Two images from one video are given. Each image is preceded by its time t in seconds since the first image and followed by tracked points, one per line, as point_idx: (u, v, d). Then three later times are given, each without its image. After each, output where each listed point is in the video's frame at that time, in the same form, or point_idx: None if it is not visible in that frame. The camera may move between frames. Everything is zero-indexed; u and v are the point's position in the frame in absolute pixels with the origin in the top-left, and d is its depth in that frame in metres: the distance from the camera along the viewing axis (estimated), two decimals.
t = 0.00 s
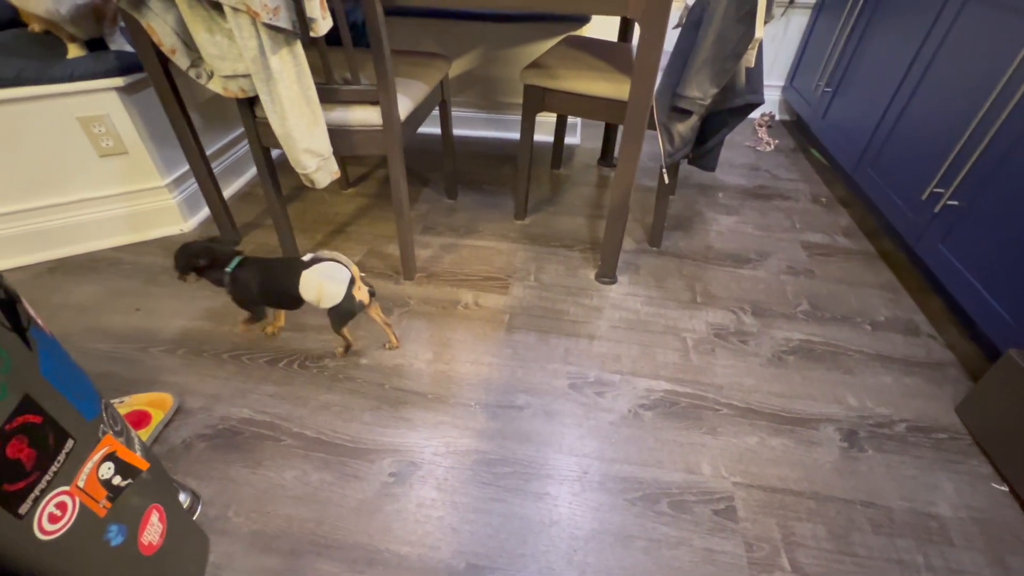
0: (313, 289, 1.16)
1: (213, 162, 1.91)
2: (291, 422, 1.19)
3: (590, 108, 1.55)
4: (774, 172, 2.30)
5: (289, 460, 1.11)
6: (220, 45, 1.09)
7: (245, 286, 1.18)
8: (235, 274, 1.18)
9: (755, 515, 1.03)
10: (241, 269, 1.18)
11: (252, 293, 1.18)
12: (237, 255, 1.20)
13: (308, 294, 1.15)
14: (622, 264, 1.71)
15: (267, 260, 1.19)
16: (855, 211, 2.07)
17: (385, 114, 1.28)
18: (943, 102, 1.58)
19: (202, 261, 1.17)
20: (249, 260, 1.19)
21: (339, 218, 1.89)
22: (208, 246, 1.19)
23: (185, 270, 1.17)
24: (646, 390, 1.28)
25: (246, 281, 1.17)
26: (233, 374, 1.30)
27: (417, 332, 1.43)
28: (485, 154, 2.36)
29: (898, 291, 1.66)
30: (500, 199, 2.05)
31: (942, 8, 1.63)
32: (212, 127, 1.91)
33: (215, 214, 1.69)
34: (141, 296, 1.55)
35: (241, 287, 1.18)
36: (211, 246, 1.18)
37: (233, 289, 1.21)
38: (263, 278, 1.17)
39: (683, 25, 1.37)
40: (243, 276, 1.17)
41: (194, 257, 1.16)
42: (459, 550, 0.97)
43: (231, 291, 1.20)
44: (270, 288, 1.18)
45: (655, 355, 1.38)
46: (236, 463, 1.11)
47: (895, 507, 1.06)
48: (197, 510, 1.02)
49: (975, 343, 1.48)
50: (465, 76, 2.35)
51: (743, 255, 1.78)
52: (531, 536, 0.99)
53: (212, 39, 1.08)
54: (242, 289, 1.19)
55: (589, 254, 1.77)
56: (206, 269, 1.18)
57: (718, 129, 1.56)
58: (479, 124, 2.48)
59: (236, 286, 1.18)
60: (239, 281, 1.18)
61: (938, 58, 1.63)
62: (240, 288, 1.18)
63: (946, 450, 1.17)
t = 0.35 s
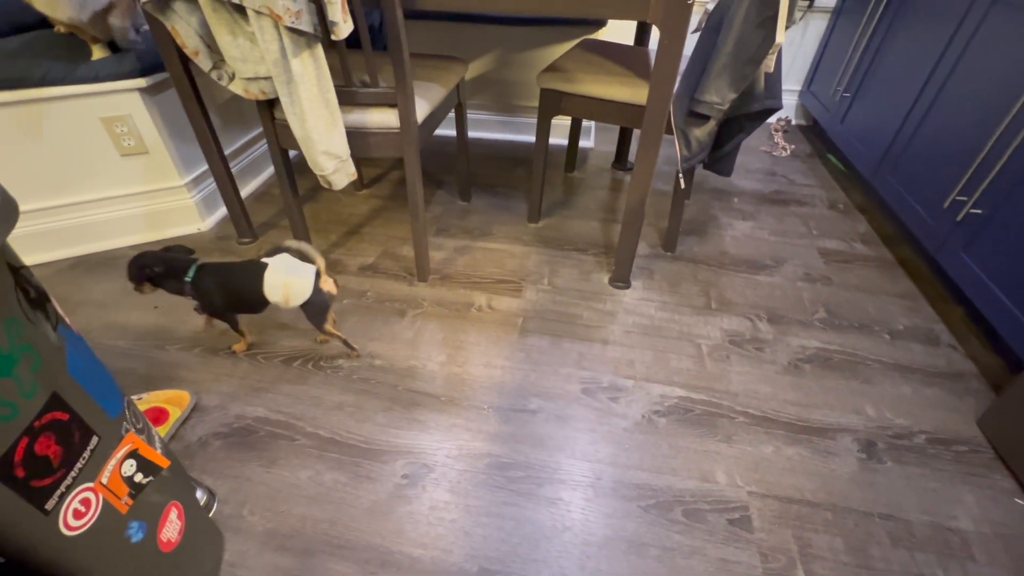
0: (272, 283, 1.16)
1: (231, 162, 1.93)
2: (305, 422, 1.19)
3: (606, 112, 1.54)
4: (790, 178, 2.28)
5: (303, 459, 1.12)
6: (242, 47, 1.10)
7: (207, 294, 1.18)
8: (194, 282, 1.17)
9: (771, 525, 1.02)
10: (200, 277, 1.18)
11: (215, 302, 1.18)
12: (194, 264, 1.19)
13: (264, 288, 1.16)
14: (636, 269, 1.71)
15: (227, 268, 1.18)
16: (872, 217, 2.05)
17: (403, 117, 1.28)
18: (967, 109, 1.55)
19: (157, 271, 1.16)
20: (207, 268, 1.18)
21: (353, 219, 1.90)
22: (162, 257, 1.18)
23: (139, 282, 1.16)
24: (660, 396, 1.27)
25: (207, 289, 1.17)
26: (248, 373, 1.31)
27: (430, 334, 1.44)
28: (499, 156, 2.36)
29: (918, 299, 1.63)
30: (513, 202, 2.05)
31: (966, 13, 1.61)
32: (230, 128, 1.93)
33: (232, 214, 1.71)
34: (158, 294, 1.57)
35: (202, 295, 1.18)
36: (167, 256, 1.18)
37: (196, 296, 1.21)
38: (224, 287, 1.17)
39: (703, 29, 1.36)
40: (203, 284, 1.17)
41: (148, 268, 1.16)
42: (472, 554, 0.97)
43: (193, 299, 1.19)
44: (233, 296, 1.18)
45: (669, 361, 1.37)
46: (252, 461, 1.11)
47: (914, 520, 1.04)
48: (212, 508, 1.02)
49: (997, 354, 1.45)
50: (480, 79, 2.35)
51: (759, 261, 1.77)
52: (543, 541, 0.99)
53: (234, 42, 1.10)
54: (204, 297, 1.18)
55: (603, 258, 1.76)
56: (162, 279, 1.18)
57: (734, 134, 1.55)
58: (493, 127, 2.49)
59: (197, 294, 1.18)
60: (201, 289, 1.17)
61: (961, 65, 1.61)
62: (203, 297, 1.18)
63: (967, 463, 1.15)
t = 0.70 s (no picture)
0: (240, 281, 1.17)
1: (242, 159, 1.94)
2: (315, 419, 1.19)
3: (620, 112, 1.53)
4: (804, 180, 2.26)
5: (312, 456, 1.12)
6: (257, 44, 1.10)
7: (173, 289, 1.19)
8: (159, 278, 1.19)
9: (783, 532, 1.01)
10: (166, 272, 1.19)
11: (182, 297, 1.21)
12: (159, 260, 1.20)
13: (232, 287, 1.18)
14: (648, 270, 1.69)
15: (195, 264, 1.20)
16: (888, 221, 2.02)
17: (415, 115, 1.28)
18: (988, 112, 1.52)
19: (118, 265, 1.17)
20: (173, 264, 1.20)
21: (363, 217, 1.90)
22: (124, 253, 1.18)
23: (99, 276, 1.16)
24: (671, 399, 1.26)
25: (174, 283, 1.19)
26: (258, 369, 1.32)
27: (439, 333, 1.43)
28: (509, 156, 2.35)
29: (934, 304, 1.61)
30: (523, 201, 2.04)
31: (989, 14, 1.58)
32: (243, 124, 1.94)
33: (243, 210, 1.72)
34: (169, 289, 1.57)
35: (167, 290, 1.19)
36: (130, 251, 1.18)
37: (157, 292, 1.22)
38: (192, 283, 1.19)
39: (719, 29, 1.35)
40: (170, 279, 1.18)
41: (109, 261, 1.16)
42: (480, 555, 0.96)
43: (155, 294, 1.20)
44: (202, 291, 1.20)
45: (680, 364, 1.36)
46: (261, 458, 1.11)
47: (931, 530, 1.02)
48: (221, 504, 1.03)
49: (1016, 361, 1.42)
50: (491, 78, 2.35)
51: (772, 264, 1.75)
52: (551, 544, 0.98)
53: (249, 39, 1.10)
54: (169, 292, 1.20)
55: (613, 259, 1.75)
56: (121, 273, 1.17)
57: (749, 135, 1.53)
58: (504, 126, 2.48)
59: (160, 289, 1.19)
60: (167, 284, 1.19)
61: (983, 66, 1.58)
62: (170, 292, 1.20)
63: (985, 473, 1.13)
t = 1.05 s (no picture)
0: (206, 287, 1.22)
1: (262, 159, 1.96)
2: (331, 420, 1.20)
3: (639, 116, 1.52)
4: (823, 185, 2.22)
5: (328, 457, 1.12)
6: (281, 47, 1.11)
7: (134, 303, 1.20)
8: (117, 293, 1.20)
9: (804, 545, 0.99)
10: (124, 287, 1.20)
11: (143, 311, 1.21)
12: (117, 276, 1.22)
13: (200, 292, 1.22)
14: (664, 275, 1.68)
15: (151, 277, 1.21)
16: (910, 228, 1.98)
17: (435, 118, 1.28)
18: (1017, 119, 1.49)
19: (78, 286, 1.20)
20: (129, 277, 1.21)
21: (380, 219, 1.91)
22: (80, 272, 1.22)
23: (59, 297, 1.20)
24: (688, 407, 1.25)
25: (133, 297, 1.19)
26: (275, 368, 1.32)
27: (455, 336, 1.43)
28: (525, 158, 2.35)
29: (959, 314, 1.58)
30: (539, 204, 2.04)
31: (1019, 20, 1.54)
32: (262, 125, 1.95)
33: (262, 210, 1.73)
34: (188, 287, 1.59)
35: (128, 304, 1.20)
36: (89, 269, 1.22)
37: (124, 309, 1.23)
38: (153, 292, 1.20)
39: (743, 33, 1.33)
40: (128, 292, 1.19)
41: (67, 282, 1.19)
42: (495, 560, 0.96)
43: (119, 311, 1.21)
44: (163, 303, 1.21)
45: (698, 371, 1.34)
46: (278, 458, 1.12)
47: (956, 546, 1.00)
48: (239, 503, 1.03)
49: None
50: (508, 80, 2.35)
51: (791, 271, 1.72)
52: (568, 551, 0.97)
53: (273, 41, 1.10)
54: (131, 306, 1.21)
55: (630, 264, 1.74)
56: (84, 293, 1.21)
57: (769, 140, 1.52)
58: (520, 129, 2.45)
59: (121, 304, 1.20)
60: (126, 297, 1.20)
61: (1012, 72, 1.54)
62: (130, 305, 1.20)
63: (1013, 489, 1.10)
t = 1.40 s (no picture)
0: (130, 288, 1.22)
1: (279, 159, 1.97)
2: (347, 422, 1.20)
3: (657, 120, 1.51)
4: (842, 190, 2.19)
5: (344, 459, 1.12)
6: (302, 49, 1.12)
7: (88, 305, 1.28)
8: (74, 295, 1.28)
9: (825, 558, 0.98)
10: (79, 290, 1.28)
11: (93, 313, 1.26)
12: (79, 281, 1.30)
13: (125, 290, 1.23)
14: (681, 280, 1.66)
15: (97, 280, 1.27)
16: (932, 235, 1.95)
17: (453, 120, 1.28)
18: None
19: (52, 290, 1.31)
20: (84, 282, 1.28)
21: (394, 220, 1.91)
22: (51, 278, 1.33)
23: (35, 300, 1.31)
24: (706, 414, 1.23)
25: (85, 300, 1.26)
26: (291, 369, 1.33)
27: (469, 338, 1.43)
28: (539, 160, 2.34)
29: (983, 324, 1.55)
30: (553, 207, 2.03)
31: None
32: (279, 126, 1.96)
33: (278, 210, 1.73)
34: (205, 286, 1.59)
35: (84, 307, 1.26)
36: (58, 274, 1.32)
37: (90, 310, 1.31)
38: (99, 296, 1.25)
39: (764, 36, 1.32)
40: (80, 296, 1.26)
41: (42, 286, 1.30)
42: (512, 566, 0.95)
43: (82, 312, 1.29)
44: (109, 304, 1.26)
45: (715, 378, 1.33)
46: (294, 459, 1.12)
47: (982, 562, 0.98)
48: (256, 503, 1.03)
49: None
50: (523, 82, 2.34)
51: (809, 277, 1.70)
52: (584, 559, 0.96)
53: (295, 44, 1.11)
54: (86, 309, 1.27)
55: (645, 268, 1.72)
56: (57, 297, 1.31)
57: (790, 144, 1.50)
58: (533, 130, 2.45)
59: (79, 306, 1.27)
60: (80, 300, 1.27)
61: None
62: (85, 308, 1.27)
63: None
